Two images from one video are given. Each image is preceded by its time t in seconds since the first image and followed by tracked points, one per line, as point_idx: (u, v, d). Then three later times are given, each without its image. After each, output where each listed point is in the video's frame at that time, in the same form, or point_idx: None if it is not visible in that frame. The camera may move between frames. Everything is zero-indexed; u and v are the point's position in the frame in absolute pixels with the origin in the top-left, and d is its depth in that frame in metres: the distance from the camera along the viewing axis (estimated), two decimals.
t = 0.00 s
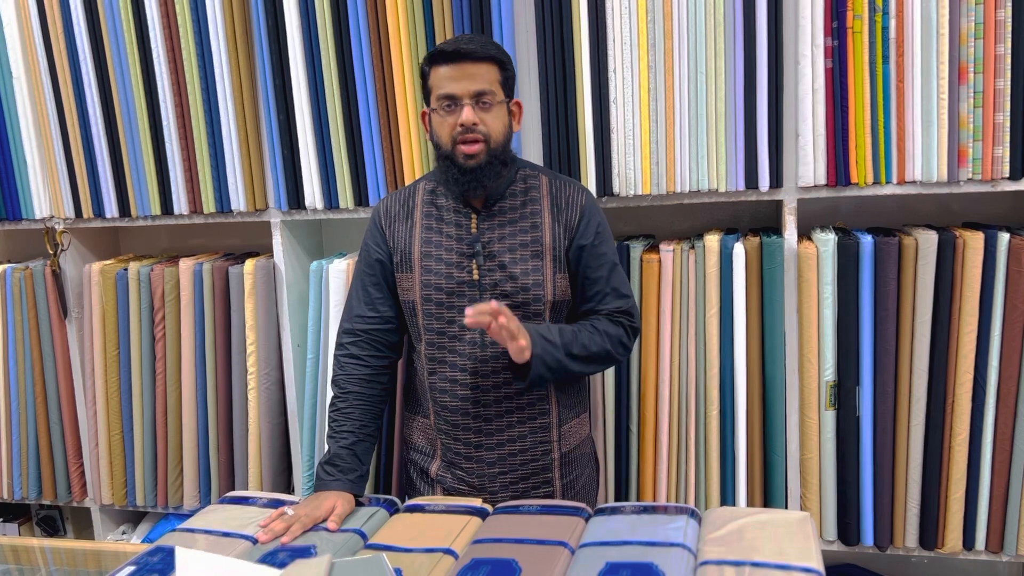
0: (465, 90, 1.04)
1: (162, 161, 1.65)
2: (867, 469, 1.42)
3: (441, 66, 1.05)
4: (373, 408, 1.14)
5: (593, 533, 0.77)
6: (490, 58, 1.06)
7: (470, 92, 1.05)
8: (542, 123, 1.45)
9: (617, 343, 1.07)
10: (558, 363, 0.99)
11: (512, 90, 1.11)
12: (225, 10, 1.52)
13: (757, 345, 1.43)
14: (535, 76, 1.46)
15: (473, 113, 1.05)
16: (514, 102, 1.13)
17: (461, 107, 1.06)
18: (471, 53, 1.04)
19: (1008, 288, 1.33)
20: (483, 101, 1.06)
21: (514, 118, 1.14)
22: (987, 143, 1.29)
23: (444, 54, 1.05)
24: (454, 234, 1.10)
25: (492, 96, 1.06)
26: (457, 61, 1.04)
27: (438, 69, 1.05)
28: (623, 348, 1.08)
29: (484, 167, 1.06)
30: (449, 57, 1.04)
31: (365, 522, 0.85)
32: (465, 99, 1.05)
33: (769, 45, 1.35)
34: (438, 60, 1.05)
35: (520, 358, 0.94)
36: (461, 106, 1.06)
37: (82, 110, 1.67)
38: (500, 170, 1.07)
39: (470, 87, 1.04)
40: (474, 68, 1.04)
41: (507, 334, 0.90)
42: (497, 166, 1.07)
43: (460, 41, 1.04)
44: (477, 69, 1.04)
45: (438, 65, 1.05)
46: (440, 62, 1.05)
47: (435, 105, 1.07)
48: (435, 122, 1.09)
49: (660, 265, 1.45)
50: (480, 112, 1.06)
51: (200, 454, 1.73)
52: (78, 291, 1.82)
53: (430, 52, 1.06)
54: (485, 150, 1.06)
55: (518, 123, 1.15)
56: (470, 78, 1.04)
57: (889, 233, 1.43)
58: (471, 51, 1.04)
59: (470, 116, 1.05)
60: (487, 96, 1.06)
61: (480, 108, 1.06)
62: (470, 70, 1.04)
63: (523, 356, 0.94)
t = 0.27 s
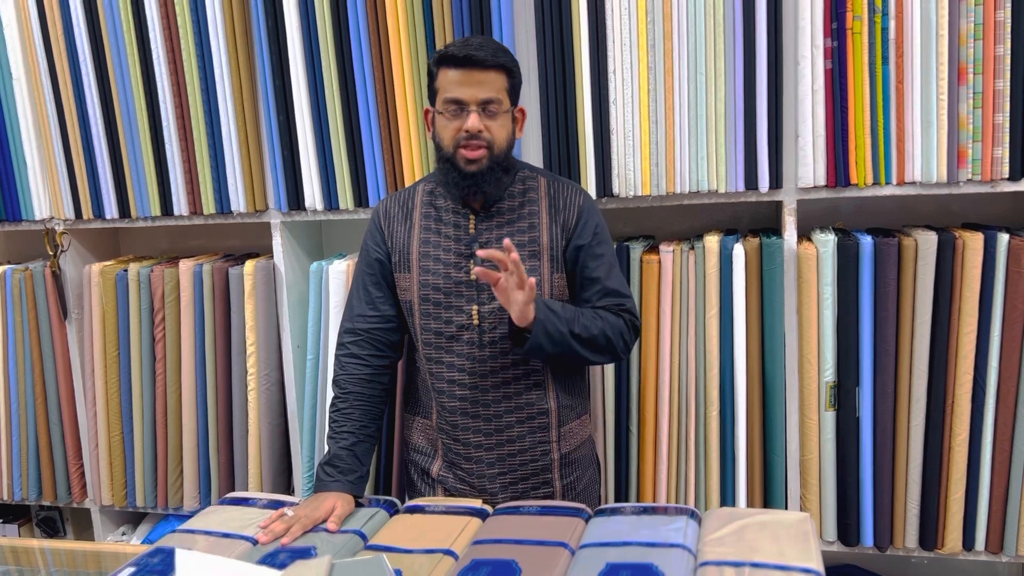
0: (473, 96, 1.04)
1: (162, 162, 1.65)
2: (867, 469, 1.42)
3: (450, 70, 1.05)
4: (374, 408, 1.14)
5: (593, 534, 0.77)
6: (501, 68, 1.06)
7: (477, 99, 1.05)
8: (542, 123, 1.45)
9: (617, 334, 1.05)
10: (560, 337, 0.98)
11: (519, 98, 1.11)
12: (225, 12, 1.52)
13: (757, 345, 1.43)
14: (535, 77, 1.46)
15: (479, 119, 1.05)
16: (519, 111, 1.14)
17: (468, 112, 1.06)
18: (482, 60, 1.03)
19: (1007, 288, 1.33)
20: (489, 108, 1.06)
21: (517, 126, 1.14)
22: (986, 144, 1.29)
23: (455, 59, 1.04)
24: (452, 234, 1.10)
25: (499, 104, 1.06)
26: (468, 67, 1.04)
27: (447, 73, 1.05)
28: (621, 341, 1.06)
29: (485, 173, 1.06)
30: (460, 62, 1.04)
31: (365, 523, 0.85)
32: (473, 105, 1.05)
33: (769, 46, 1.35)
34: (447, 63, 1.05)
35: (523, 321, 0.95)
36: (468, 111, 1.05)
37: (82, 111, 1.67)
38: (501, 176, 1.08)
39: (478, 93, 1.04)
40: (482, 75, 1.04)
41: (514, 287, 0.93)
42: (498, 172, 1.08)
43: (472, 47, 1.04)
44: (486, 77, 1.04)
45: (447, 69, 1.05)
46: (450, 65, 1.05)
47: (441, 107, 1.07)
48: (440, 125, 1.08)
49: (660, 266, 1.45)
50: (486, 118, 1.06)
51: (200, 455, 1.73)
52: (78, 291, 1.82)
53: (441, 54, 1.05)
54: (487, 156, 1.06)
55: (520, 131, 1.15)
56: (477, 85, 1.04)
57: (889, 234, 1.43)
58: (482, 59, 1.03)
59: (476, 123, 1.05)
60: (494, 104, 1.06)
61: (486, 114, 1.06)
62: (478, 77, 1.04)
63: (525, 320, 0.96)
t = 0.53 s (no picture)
0: (479, 91, 1.06)
1: (161, 164, 1.65)
2: (866, 470, 1.42)
3: (456, 65, 1.06)
4: (372, 409, 1.14)
5: (592, 535, 0.77)
6: (505, 65, 1.08)
7: (482, 94, 1.06)
8: (541, 124, 1.46)
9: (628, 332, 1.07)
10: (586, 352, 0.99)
11: (521, 97, 1.12)
12: (224, 13, 1.52)
13: (756, 346, 1.43)
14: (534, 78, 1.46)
15: (484, 115, 1.06)
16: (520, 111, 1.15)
17: (473, 107, 1.07)
18: (489, 56, 1.05)
19: (1006, 289, 1.33)
20: (495, 104, 1.07)
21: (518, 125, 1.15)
22: (985, 145, 1.29)
23: (462, 54, 1.05)
24: (453, 234, 1.10)
25: (504, 100, 1.08)
26: (474, 62, 1.05)
27: (452, 67, 1.06)
28: (632, 338, 1.08)
29: (487, 169, 1.06)
30: (466, 56, 1.05)
31: (364, 523, 0.85)
32: (478, 99, 1.06)
33: (767, 47, 1.35)
34: (454, 58, 1.06)
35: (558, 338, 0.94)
36: (473, 106, 1.07)
37: (81, 113, 1.67)
38: (502, 174, 1.08)
39: (484, 89, 1.05)
40: (489, 71, 1.06)
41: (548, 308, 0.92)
42: (499, 170, 1.08)
43: (478, 43, 1.05)
44: (492, 72, 1.06)
45: (453, 63, 1.06)
46: (456, 60, 1.06)
47: (445, 101, 1.08)
48: (444, 119, 1.09)
49: (659, 267, 1.45)
50: (490, 114, 1.07)
51: (199, 457, 1.73)
52: (77, 292, 1.82)
53: (447, 48, 1.07)
54: (490, 153, 1.07)
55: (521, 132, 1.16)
56: (483, 80, 1.05)
57: (888, 235, 1.43)
58: (489, 55, 1.05)
59: (481, 118, 1.06)
60: (498, 100, 1.07)
61: (491, 110, 1.07)
62: (484, 73, 1.06)
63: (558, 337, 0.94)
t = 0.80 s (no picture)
0: (484, 92, 1.06)
1: (160, 165, 1.65)
2: (865, 470, 1.42)
3: (462, 66, 1.06)
4: (370, 410, 1.14)
5: (591, 536, 0.77)
6: (511, 67, 1.08)
7: (487, 95, 1.06)
8: (540, 126, 1.46)
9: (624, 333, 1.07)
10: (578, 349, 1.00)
11: (525, 100, 1.13)
12: (222, 14, 1.52)
13: (755, 347, 1.43)
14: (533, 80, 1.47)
15: (489, 116, 1.07)
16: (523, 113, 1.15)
17: (478, 108, 1.07)
18: (496, 58, 1.06)
19: (1004, 290, 1.33)
20: (499, 106, 1.07)
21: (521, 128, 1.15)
22: (983, 146, 1.29)
23: (468, 55, 1.06)
24: (455, 235, 1.10)
25: (508, 102, 1.08)
26: (480, 63, 1.06)
27: (458, 68, 1.06)
28: (628, 339, 1.08)
29: (490, 170, 1.07)
30: (473, 58, 1.05)
31: (363, 525, 0.85)
32: (483, 101, 1.07)
33: (766, 48, 1.35)
34: (460, 59, 1.06)
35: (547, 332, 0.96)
36: (478, 107, 1.07)
37: (80, 114, 1.68)
38: (505, 175, 1.08)
39: (489, 90, 1.06)
40: (494, 73, 1.06)
41: (537, 305, 0.94)
42: (503, 170, 1.08)
43: (485, 45, 1.06)
44: (497, 74, 1.06)
45: (458, 64, 1.06)
46: (462, 61, 1.06)
47: (450, 102, 1.08)
48: (449, 119, 1.09)
49: (658, 268, 1.45)
50: (495, 116, 1.08)
51: (198, 458, 1.73)
52: (76, 294, 1.82)
53: (453, 49, 1.07)
54: (493, 154, 1.07)
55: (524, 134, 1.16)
56: (489, 82, 1.06)
57: (887, 236, 1.43)
58: (495, 56, 1.06)
59: (486, 119, 1.06)
60: (503, 102, 1.08)
61: (496, 112, 1.08)
62: (489, 74, 1.06)
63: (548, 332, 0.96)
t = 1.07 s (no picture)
0: (488, 94, 1.06)
1: (159, 166, 1.65)
2: (864, 471, 1.42)
3: (466, 66, 1.06)
4: (369, 411, 1.14)
5: (589, 538, 0.77)
6: (515, 70, 1.08)
7: (491, 97, 1.06)
8: (539, 127, 1.46)
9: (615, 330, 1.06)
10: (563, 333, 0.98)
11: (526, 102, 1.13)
12: (221, 15, 1.52)
13: (753, 348, 1.43)
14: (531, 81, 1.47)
15: (492, 117, 1.07)
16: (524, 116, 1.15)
17: (481, 109, 1.07)
18: (501, 60, 1.06)
19: (1002, 291, 1.34)
20: (502, 108, 1.08)
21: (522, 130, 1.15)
22: (981, 148, 1.30)
23: (473, 56, 1.06)
24: (453, 236, 1.11)
25: (511, 104, 1.08)
26: (485, 65, 1.06)
27: (462, 68, 1.06)
28: (619, 337, 1.07)
29: (490, 171, 1.07)
30: (477, 59, 1.06)
31: (362, 526, 0.86)
32: (487, 102, 1.07)
33: (764, 50, 1.35)
34: (464, 60, 1.06)
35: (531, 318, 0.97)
36: (482, 108, 1.07)
37: (79, 115, 1.68)
38: (505, 176, 1.09)
39: (493, 92, 1.06)
40: (498, 75, 1.06)
41: (518, 288, 0.95)
42: (502, 173, 1.08)
43: (490, 46, 1.06)
44: (502, 76, 1.06)
45: (463, 65, 1.06)
46: (466, 62, 1.06)
47: (453, 102, 1.08)
48: (451, 120, 1.09)
49: (656, 270, 1.45)
50: (497, 118, 1.08)
51: (197, 459, 1.73)
52: (75, 295, 1.82)
53: (457, 50, 1.07)
54: (494, 156, 1.07)
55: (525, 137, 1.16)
56: (493, 84, 1.06)
57: (885, 237, 1.43)
58: (500, 59, 1.06)
59: (488, 120, 1.06)
60: (506, 104, 1.08)
61: (498, 114, 1.08)
62: (493, 76, 1.06)
63: (530, 318, 0.97)
